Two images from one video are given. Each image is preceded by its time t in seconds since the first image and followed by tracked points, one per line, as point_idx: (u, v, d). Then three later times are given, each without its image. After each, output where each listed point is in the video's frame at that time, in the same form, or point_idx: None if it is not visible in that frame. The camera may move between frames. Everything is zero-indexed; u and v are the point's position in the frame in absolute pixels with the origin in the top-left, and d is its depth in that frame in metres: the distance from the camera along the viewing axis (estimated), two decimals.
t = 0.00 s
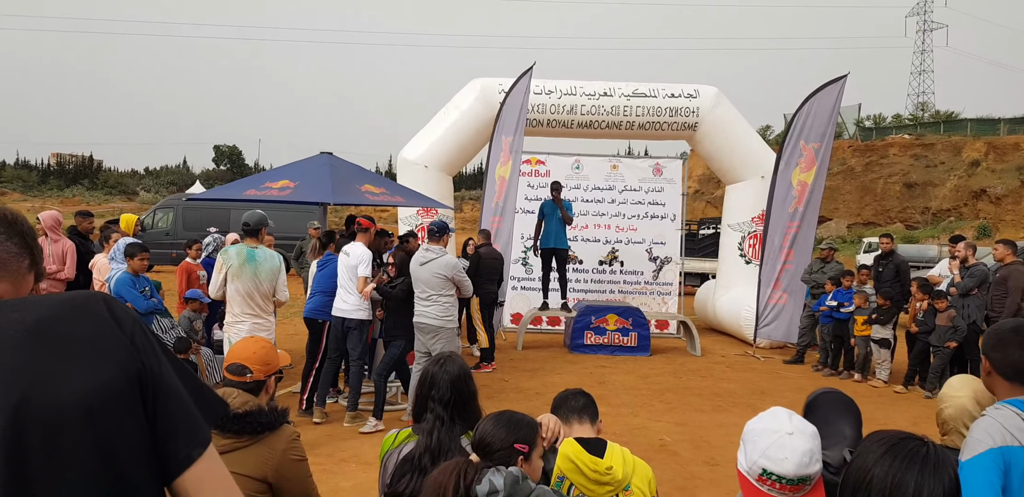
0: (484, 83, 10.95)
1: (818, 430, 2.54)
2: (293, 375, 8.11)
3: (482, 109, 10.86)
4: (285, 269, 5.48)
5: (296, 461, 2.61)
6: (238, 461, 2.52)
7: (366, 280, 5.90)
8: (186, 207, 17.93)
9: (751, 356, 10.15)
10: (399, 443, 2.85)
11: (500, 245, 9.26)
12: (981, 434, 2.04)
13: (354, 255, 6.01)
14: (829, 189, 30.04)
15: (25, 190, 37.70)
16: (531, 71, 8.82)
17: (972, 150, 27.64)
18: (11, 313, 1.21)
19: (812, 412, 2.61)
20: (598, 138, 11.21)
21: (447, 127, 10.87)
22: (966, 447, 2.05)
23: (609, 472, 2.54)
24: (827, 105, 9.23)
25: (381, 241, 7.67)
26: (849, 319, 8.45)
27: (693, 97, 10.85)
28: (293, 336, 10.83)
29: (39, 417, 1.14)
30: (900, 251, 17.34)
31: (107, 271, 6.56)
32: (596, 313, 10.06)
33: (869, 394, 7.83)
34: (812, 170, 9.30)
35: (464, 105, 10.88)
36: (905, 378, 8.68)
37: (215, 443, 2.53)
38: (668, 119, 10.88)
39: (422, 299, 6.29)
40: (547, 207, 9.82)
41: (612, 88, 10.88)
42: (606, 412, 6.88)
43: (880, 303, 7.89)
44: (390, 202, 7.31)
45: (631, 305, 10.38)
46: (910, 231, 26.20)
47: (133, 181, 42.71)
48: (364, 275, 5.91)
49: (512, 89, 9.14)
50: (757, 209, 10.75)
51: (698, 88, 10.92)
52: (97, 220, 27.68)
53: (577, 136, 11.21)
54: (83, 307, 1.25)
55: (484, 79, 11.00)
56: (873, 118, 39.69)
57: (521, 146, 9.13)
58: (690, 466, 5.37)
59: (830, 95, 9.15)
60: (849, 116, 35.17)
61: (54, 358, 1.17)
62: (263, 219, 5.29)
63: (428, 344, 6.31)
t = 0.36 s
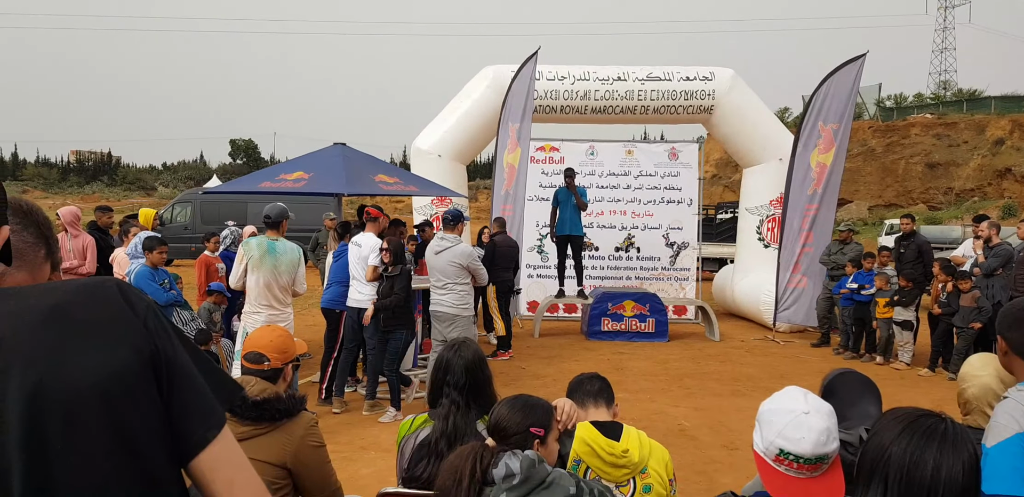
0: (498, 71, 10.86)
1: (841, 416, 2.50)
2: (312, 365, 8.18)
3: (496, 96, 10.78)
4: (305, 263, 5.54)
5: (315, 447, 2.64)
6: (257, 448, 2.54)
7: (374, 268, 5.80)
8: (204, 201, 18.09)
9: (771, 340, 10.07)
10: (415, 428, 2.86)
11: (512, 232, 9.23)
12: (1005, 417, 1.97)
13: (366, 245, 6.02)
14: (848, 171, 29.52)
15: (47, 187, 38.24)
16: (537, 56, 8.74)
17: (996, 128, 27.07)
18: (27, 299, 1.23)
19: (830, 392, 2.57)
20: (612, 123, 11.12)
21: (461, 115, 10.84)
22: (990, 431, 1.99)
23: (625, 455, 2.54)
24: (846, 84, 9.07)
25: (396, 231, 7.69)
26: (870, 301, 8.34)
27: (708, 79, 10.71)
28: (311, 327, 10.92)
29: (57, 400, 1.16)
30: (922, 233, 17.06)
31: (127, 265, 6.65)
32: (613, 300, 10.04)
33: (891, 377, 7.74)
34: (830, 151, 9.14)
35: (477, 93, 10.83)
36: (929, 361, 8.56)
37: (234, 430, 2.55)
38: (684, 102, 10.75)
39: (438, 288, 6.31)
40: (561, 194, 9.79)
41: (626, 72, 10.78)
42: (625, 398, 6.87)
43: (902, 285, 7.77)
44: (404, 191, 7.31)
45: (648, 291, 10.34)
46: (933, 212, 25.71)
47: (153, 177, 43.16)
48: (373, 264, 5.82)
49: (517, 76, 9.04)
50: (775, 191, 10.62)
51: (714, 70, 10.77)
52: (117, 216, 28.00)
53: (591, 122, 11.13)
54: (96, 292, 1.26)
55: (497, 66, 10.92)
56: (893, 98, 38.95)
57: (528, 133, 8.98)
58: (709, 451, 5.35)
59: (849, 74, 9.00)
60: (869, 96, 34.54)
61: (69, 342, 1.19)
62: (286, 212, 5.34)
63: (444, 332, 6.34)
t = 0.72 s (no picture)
0: (506, 59, 10.80)
1: (851, 403, 2.51)
2: (319, 352, 8.22)
3: (504, 84, 10.73)
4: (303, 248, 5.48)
5: (320, 435, 2.64)
6: (261, 435, 2.55)
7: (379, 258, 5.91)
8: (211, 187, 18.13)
9: (778, 330, 10.06)
10: (421, 416, 2.86)
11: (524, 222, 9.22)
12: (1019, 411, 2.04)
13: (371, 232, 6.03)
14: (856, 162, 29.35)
15: (54, 173, 38.36)
16: (532, 44, 8.60)
17: (1004, 120, 26.90)
18: (30, 283, 1.24)
19: (836, 382, 2.58)
20: (620, 112, 11.07)
21: (469, 103, 10.81)
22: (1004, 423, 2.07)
23: (630, 443, 2.54)
24: (854, 76, 8.96)
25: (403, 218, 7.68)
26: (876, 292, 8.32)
27: (718, 69, 10.62)
28: (318, 314, 10.96)
29: (58, 384, 1.17)
30: (930, 224, 16.98)
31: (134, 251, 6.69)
32: (620, 289, 10.03)
33: (897, 368, 7.72)
34: (838, 141, 9.06)
35: (486, 81, 10.77)
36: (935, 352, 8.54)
37: (239, 417, 2.56)
38: (694, 92, 10.68)
39: (446, 276, 6.30)
40: (569, 183, 9.75)
41: (636, 61, 10.71)
42: (631, 387, 6.88)
43: (908, 276, 7.75)
44: (413, 179, 7.30)
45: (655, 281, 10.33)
46: (940, 203, 25.60)
47: (161, 163, 43.26)
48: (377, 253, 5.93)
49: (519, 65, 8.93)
50: (784, 181, 10.55)
51: (723, 60, 10.68)
52: (126, 202, 28.14)
53: (600, 111, 11.07)
54: (99, 277, 1.26)
55: (506, 54, 10.86)
56: (902, 89, 38.66)
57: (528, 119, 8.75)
58: (715, 440, 5.36)
59: (857, 65, 8.90)
60: (877, 87, 34.30)
61: (70, 326, 1.20)
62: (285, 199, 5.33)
63: (452, 320, 6.35)
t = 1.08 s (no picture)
0: (502, 58, 10.79)
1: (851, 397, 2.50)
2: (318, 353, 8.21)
3: (500, 83, 10.72)
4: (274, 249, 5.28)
5: (318, 436, 2.64)
6: (259, 436, 2.54)
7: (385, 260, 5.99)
8: (208, 189, 18.08)
9: (777, 325, 10.08)
10: (420, 416, 2.86)
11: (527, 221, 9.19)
12: None
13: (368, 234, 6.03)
14: (852, 156, 29.39)
15: (50, 177, 38.23)
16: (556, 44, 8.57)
17: (998, 114, 27.01)
18: (23, 288, 1.23)
19: (834, 374, 2.60)
20: (617, 109, 11.06)
21: (466, 102, 10.79)
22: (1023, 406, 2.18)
23: (629, 441, 2.53)
24: (848, 71, 8.97)
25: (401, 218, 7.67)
26: (873, 286, 8.34)
27: (714, 66, 10.63)
28: (317, 315, 10.95)
29: (50, 389, 1.16)
30: (925, 217, 17.03)
31: (131, 254, 6.68)
32: (620, 286, 10.01)
33: (896, 361, 7.73)
34: (834, 136, 9.07)
35: (482, 80, 10.76)
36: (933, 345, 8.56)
37: (236, 420, 2.55)
38: (690, 88, 10.68)
39: (445, 275, 6.30)
40: (566, 180, 9.73)
41: (632, 58, 10.71)
42: (630, 384, 6.88)
43: (905, 270, 7.77)
44: (411, 178, 7.29)
45: (654, 277, 10.33)
46: (935, 197, 25.64)
47: (157, 165, 43.14)
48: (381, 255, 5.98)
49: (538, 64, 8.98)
50: (781, 177, 10.56)
51: (719, 57, 10.68)
52: (122, 205, 28.06)
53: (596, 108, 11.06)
54: (91, 281, 1.25)
55: (501, 53, 10.85)
56: (897, 83, 38.74)
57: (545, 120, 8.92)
58: (715, 436, 5.36)
59: (852, 60, 8.91)
60: (872, 82, 34.33)
61: (63, 330, 1.19)
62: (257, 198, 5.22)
63: (451, 319, 6.35)
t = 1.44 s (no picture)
0: (494, 62, 10.81)
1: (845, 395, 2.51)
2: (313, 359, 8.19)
3: (492, 87, 10.73)
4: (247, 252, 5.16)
5: (313, 443, 2.63)
6: (256, 443, 2.54)
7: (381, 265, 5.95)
8: (201, 196, 18.04)
9: (771, 324, 10.11)
10: (415, 421, 2.85)
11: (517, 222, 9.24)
12: None
13: (361, 240, 5.98)
14: (844, 156, 29.51)
15: (42, 186, 38.01)
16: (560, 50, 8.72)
17: (987, 111, 27.19)
18: (13, 298, 1.22)
19: (828, 372, 2.61)
20: (609, 112, 11.08)
21: (458, 106, 10.79)
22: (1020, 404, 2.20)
23: (624, 442, 2.53)
24: (838, 70, 9.03)
25: (395, 222, 7.66)
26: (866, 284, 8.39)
27: (705, 67, 10.67)
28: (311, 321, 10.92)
29: (43, 397, 1.15)
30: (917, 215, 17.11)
31: (124, 262, 6.65)
32: (614, 288, 10.01)
33: (890, 359, 7.77)
34: (825, 135, 9.11)
35: (474, 84, 10.77)
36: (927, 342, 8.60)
37: (230, 427, 2.54)
38: (681, 90, 10.72)
39: (439, 279, 6.30)
40: (559, 183, 9.74)
41: (623, 61, 10.73)
42: (625, 386, 6.88)
43: (896, 267, 7.81)
44: (404, 183, 7.28)
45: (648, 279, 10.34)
46: (927, 195, 25.77)
47: (149, 173, 42.95)
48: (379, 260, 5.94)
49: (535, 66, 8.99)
50: (773, 177, 10.61)
51: (710, 58, 10.72)
52: (114, 213, 27.89)
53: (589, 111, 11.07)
54: (84, 289, 1.25)
55: (493, 57, 10.86)
56: (887, 82, 38.96)
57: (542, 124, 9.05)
58: (710, 436, 5.37)
59: (842, 60, 8.96)
60: (862, 81, 34.52)
61: (56, 339, 1.18)
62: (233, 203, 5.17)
63: (446, 323, 6.35)
